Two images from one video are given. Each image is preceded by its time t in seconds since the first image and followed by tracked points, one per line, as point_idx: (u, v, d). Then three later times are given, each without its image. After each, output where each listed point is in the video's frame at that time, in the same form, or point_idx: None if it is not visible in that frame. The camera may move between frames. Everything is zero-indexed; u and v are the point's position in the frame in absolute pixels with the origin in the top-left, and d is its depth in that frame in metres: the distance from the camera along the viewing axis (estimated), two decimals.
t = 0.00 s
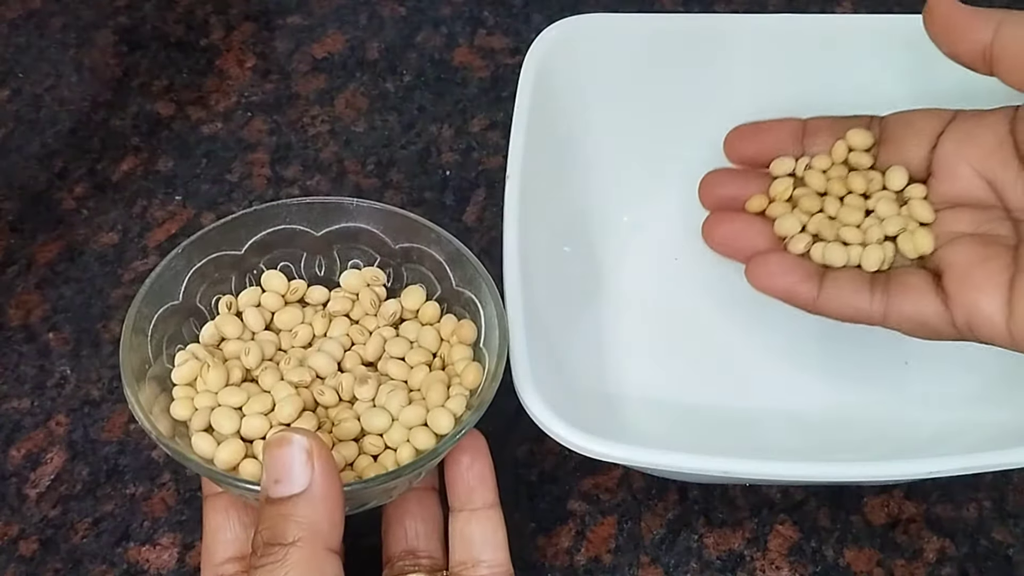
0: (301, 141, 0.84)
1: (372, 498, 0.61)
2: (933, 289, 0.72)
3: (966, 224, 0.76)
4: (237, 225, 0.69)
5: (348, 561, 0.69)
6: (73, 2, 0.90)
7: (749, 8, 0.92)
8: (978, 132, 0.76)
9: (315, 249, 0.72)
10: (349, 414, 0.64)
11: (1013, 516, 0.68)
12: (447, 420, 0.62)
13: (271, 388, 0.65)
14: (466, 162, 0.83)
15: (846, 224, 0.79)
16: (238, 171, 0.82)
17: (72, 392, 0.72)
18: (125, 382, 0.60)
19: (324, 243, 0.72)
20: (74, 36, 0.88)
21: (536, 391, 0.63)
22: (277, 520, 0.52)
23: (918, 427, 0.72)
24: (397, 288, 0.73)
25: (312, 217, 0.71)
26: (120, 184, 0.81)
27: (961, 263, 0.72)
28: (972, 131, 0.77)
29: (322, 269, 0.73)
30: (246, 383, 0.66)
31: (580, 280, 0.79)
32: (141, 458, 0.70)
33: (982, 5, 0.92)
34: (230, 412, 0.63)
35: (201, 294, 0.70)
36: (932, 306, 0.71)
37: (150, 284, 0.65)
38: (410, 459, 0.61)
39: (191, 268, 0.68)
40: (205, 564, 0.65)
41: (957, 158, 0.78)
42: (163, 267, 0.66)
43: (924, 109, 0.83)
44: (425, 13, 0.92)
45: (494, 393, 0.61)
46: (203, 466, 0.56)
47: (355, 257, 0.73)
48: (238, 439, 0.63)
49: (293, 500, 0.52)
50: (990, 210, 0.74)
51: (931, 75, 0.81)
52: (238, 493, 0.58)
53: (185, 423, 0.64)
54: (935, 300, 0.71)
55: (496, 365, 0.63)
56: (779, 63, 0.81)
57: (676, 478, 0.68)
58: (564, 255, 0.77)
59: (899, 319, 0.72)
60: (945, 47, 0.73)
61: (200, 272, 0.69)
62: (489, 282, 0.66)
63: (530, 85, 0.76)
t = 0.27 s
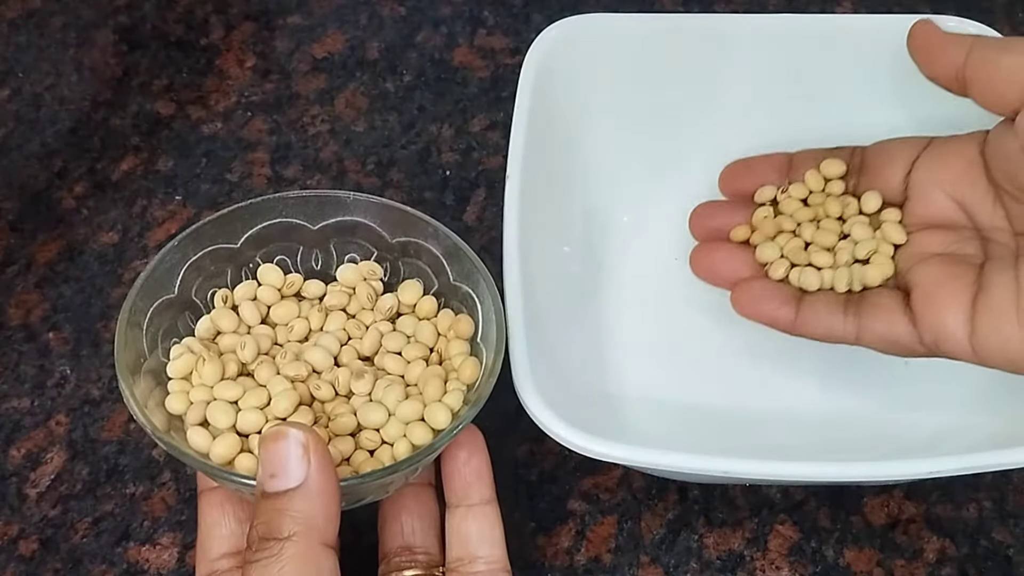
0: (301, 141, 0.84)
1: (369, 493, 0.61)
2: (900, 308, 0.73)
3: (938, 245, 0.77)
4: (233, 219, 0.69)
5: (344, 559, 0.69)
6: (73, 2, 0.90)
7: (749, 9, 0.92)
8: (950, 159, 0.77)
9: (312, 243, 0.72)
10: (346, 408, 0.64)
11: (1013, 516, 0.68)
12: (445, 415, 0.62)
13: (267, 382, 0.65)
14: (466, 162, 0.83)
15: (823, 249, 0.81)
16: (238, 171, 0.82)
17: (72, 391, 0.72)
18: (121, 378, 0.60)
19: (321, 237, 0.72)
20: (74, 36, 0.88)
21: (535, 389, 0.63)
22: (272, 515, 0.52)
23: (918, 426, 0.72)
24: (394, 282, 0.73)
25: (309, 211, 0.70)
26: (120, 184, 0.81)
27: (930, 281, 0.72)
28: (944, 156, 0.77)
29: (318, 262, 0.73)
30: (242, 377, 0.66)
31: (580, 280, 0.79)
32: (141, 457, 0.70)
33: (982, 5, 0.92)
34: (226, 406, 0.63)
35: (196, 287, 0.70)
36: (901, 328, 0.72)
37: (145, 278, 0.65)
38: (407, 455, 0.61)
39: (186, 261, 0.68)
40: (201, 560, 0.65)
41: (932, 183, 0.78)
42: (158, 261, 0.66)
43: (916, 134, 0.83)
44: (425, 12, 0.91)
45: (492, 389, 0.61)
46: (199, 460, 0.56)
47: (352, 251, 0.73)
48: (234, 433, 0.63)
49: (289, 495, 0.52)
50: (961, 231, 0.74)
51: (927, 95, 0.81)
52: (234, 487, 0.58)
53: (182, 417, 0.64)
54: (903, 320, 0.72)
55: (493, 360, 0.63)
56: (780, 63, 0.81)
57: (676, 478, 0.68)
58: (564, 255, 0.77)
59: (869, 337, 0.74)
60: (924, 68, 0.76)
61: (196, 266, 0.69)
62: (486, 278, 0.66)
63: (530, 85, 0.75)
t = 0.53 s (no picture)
0: (301, 141, 0.84)
1: (367, 494, 0.61)
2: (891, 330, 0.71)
3: (931, 263, 0.75)
4: (231, 223, 0.69)
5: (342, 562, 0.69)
6: (73, 2, 0.90)
7: (749, 9, 0.92)
8: (943, 178, 0.75)
9: (310, 247, 0.72)
10: (344, 411, 0.64)
11: (1013, 516, 0.68)
12: (442, 417, 0.62)
13: (265, 385, 0.65)
14: (466, 162, 0.83)
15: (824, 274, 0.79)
16: (238, 171, 0.82)
17: (72, 391, 0.72)
18: (120, 379, 0.60)
19: (319, 242, 0.72)
20: (74, 36, 0.88)
21: (535, 388, 0.63)
22: (271, 515, 0.52)
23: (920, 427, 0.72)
24: (391, 286, 0.73)
25: (307, 216, 0.71)
26: (120, 184, 0.81)
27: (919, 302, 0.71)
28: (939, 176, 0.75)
29: (316, 267, 0.73)
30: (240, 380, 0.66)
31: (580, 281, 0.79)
32: (141, 457, 0.70)
33: (982, 5, 0.92)
34: (224, 408, 0.63)
35: (195, 291, 0.70)
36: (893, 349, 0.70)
37: (145, 281, 0.65)
38: (404, 456, 0.61)
39: (186, 265, 0.68)
40: (200, 562, 0.65)
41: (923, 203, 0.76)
42: (157, 264, 0.66)
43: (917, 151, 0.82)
44: (425, 13, 0.91)
45: (488, 390, 0.61)
46: (198, 462, 0.56)
47: (350, 255, 0.73)
48: (232, 436, 0.63)
49: (287, 496, 0.52)
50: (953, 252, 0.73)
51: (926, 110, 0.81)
52: (232, 489, 0.58)
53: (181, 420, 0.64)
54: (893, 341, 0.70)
55: (490, 362, 0.63)
56: (779, 64, 0.81)
57: (676, 478, 0.68)
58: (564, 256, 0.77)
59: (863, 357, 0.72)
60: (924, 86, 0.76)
61: (195, 270, 0.69)
62: (484, 281, 0.66)
63: (530, 85, 0.76)
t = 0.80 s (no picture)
0: (301, 141, 0.84)
1: (376, 494, 0.61)
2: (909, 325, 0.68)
3: (950, 256, 0.73)
4: (242, 225, 0.69)
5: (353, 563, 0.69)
6: (73, 2, 0.90)
7: (749, 9, 0.92)
8: (961, 170, 0.74)
9: (319, 249, 0.72)
10: (354, 412, 0.64)
11: (1013, 516, 0.68)
12: (451, 417, 0.62)
13: (276, 386, 0.65)
14: (467, 162, 0.83)
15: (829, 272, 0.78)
16: (238, 171, 0.82)
17: (72, 391, 0.72)
18: (130, 379, 0.60)
19: (328, 243, 0.72)
20: (74, 37, 0.88)
21: (535, 389, 0.63)
22: (281, 515, 0.53)
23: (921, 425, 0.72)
24: (401, 288, 0.73)
25: (317, 217, 0.71)
26: (120, 184, 0.81)
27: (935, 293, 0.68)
28: (955, 168, 0.74)
29: (326, 268, 0.73)
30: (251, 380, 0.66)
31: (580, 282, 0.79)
32: (141, 458, 0.70)
33: (982, 5, 0.92)
34: (235, 409, 0.63)
35: (206, 293, 0.70)
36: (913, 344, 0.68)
37: (156, 282, 0.65)
38: (413, 456, 0.61)
39: (197, 266, 0.68)
40: (210, 563, 0.65)
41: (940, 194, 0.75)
42: (168, 265, 0.66)
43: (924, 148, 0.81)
44: (425, 13, 0.92)
45: (497, 390, 0.61)
46: (208, 461, 0.56)
47: (359, 257, 0.73)
48: (243, 435, 0.63)
49: (298, 495, 0.52)
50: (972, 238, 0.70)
51: (924, 111, 0.81)
52: (243, 489, 0.58)
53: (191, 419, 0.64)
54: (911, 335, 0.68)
55: (499, 361, 0.63)
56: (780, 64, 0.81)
57: (676, 478, 0.68)
58: (564, 257, 0.77)
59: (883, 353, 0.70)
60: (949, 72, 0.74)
61: (205, 272, 0.69)
62: (492, 281, 0.66)
63: (530, 84, 0.76)
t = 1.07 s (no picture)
0: (301, 141, 0.84)
1: (364, 502, 0.61)
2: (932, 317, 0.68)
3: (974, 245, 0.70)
4: (223, 235, 0.69)
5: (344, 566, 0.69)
6: (73, 2, 0.90)
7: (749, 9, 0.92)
8: (983, 158, 0.71)
9: (305, 256, 0.72)
10: (340, 419, 0.65)
11: (1013, 516, 0.68)
12: (438, 423, 0.62)
13: (261, 396, 0.65)
14: (466, 162, 0.83)
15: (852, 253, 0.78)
16: (238, 171, 0.82)
17: (72, 391, 0.72)
18: (114, 395, 0.60)
19: (313, 249, 0.72)
20: (74, 37, 0.88)
21: (535, 389, 0.63)
22: (267, 526, 0.53)
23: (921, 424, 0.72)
24: (387, 292, 0.73)
25: (300, 224, 0.71)
26: (120, 184, 0.81)
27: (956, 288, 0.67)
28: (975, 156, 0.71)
29: (311, 274, 0.73)
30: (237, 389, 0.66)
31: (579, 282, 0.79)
32: (141, 457, 0.70)
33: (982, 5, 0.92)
34: (220, 420, 0.64)
35: (190, 303, 0.70)
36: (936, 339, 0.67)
37: (138, 296, 0.66)
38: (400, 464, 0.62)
39: (179, 277, 0.68)
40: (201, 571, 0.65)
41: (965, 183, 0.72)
42: (149, 278, 0.66)
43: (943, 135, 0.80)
44: (425, 13, 0.92)
45: (483, 395, 0.61)
46: (193, 475, 0.57)
47: (344, 262, 0.73)
48: (228, 446, 0.63)
49: (282, 507, 0.52)
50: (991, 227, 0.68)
51: (931, 104, 0.81)
52: (229, 500, 0.58)
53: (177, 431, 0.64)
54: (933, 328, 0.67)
55: (484, 366, 0.63)
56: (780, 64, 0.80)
57: (676, 478, 0.68)
58: (563, 257, 0.77)
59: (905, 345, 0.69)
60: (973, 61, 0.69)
61: (189, 282, 0.69)
62: (478, 286, 0.66)
63: (529, 85, 0.76)
